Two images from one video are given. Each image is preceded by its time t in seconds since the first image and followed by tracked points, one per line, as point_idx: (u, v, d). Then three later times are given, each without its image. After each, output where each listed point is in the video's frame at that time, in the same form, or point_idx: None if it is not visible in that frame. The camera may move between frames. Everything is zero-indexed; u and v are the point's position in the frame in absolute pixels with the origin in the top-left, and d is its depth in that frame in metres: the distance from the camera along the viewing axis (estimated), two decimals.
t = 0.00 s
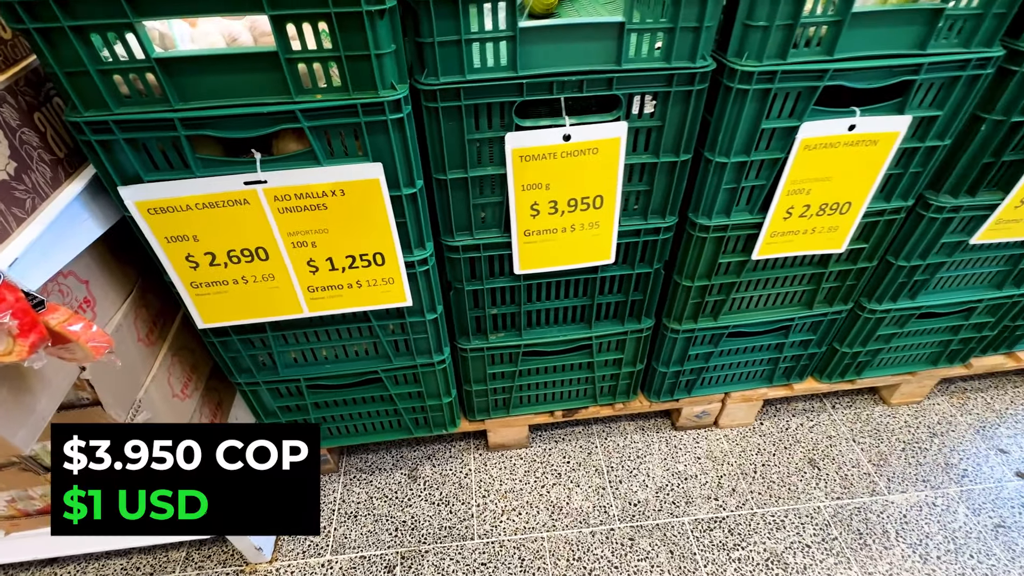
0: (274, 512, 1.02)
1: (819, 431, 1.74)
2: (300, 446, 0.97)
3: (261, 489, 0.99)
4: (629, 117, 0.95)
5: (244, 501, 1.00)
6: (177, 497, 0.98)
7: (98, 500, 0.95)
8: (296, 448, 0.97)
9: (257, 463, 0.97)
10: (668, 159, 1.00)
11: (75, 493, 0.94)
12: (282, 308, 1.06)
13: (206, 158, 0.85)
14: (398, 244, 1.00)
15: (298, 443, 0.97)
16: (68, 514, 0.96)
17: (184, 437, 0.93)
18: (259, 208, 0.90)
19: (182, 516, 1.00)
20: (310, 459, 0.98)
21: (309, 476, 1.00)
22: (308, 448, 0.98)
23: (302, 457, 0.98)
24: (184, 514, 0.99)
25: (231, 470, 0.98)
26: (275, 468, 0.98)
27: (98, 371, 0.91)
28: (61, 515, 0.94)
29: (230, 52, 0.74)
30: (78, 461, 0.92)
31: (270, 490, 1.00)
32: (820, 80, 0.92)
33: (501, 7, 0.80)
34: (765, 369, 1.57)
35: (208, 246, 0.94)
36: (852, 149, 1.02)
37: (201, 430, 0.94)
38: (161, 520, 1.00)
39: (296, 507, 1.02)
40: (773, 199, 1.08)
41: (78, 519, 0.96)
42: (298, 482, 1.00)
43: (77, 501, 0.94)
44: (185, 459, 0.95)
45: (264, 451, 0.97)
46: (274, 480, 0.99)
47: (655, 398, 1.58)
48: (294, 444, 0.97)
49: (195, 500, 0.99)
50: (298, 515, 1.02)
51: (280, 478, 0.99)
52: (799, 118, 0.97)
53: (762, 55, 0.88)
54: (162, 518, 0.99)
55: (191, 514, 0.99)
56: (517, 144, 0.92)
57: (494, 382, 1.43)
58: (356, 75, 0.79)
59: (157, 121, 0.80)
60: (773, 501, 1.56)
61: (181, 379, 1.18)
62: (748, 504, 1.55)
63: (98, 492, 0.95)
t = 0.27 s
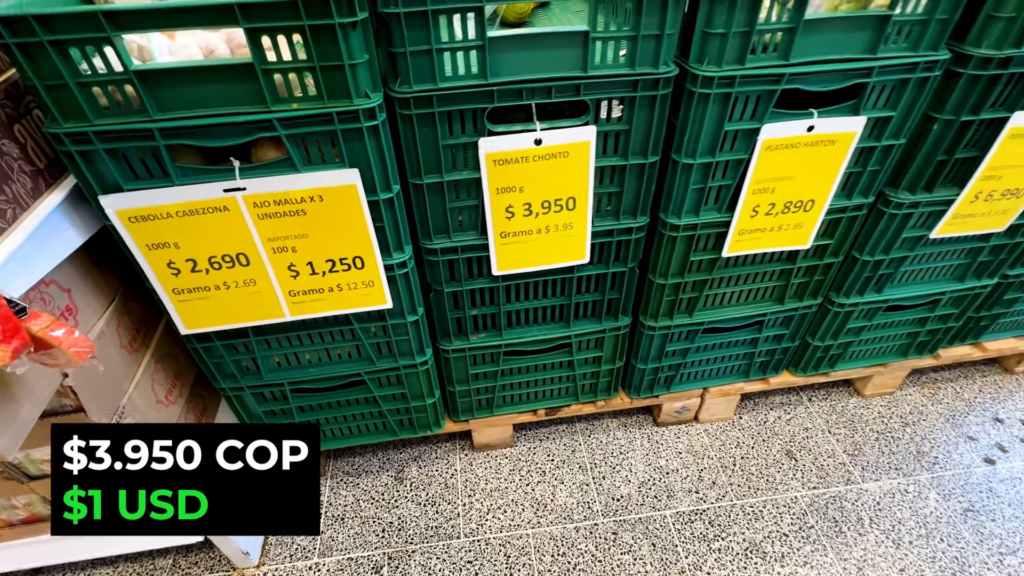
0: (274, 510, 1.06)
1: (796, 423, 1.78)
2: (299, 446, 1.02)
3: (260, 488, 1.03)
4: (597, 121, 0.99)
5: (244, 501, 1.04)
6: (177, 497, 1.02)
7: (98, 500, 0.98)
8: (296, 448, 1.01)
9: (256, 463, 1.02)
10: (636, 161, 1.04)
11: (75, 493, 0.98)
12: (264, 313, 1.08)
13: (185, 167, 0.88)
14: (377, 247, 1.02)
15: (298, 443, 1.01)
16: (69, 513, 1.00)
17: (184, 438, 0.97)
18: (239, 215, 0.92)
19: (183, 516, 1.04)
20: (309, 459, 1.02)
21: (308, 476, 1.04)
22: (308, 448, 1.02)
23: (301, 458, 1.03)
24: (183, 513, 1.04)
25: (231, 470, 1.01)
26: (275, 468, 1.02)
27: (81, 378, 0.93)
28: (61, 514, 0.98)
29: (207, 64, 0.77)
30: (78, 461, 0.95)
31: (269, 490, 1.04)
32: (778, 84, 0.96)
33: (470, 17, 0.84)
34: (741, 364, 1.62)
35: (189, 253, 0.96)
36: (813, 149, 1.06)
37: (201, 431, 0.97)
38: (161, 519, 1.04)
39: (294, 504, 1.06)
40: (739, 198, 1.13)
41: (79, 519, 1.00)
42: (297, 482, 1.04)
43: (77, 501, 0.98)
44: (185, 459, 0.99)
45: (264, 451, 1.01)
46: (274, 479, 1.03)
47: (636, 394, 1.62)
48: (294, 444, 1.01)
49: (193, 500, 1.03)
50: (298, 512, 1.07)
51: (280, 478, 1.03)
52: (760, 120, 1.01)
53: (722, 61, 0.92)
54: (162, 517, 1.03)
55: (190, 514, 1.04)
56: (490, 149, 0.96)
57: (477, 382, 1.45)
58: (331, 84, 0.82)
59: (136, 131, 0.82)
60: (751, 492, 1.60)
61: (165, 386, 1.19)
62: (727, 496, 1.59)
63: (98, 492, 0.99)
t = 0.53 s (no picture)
0: (274, 510, 1.08)
1: (770, 416, 1.84)
2: (299, 446, 1.03)
3: (261, 488, 1.05)
4: (563, 128, 1.02)
5: (244, 501, 1.06)
6: (177, 498, 1.04)
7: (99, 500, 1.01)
8: (296, 448, 1.03)
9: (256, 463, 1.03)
10: (602, 165, 1.08)
11: (75, 493, 1.00)
12: (243, 321, 1.09)
13: (160, 180, 0.89)
14: (353, 255, 1.05)
15: (298, 443, 1.03)
16: (69, 514, 1.02)
17: (184, 438, 0.99)
18: (214, 226, 0.94)
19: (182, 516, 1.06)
20: (309, 459, 1.04)
21: (308, 476, 1.06)
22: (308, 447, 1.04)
23: (301, 457, 1.04)
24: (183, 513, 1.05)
25: (230, 470, 1.04)
26: (275, 467, 1.04)
27: (60, 390, 0.94)
28: (62, 514, 1.01)
29: (179, 80, 0.79)
30: (78, 461, 0.97)
31: (269, 489, 1.06)
32: (734, 90, 1.01)
33: (436, 31, 0.87)
34: (715, 360, 1.66)
35: (166, 264, 0.98)
36: (771, 152, 1.11)
37: (200, 430, 0.99)
38: (161, 520, 1.05)
39: (294, 505, 1.08)
40: (703, 199, 1.17)
41: (79, 519, 1.02)
42: (297, 482, 1.06)
43: (77, 501, 1.01)
44: (185, 459, 1.01)
45: (264, 451, 1.03)
46: (274, 479, 1.05)
47: (614, 392, 1.66)
48: (294, 444, 1.03)
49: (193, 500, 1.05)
50: (298, 513, 1.08)
51: (280, 477, 1.05)
52: (719, 125, 1.06)
53: (679, 69, 0.97)
54: (162, 517, 1.05)
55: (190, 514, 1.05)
56: (461, 157, 0.99)
57: (457, 385, 1.48)
58: (302, 98, 0.85)
59: (110, 146, 0.84)
60: (727, 484, 1.64)
61: (145, 396, 1.20)
62: (704, 489, 1.63)
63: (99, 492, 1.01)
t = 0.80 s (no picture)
0: (274, 508, 1.16)
1: (741, 410, 1.87)
2: (298, 446, 1.13)
3: (261, 487, 1.13)
4: (522, 134, 1.04)
5: (243, 500, 1.14)
6: (178, 497, 1.11)
7: (99, 501, 1.06)
8: (296, 448, 1.13)
9: (256, 463, 1.12)
10: (563, 170, 1.10)
11: (75, 493, 1.05)
12: (207, 333, 1.09)
13: (115, 194, 0.89)
14: (316, 264, 1.05)
15: (298, 442, 1.12)
16: (69, 514, 1.06)
17: (183, 438, 1.08)
18: (173, 239, 0.94)
19: (182, 515, 1.14)
20: (308, 458, 1.13)
21: (307, 476, 1.14)
22: (307, 447, 1.14)
23: (300, 457, 1.14)
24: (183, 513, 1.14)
25: (230, 470, 1.12)
26: (275, 468, 1.13)
27: (17, 409, 0.93)
28: (62, 514, 1.05)
29: (129, 95, 0.79)
30: (78, 461, 1.03)
31: (269, 490, 1.14)
32: (687, 94, 1.04)
33: (390, 42, 0.88)
34: (685, 357, 1.69)
35: (124, 278, 0.97)
36: (726, 153, 1.14)
37: (200, 432, 1.08)
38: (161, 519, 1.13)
39: (293, 503, 1.16)
40: (663, 201, 1.20)
41: (78, 519, 1.07)
42: (297, 482, 1.14)
43: (77, 501, 1.05)
44: (185, 459, 1.09)
45: (264, 451, 1.12)
46: (274, 479, 1.13)
47: (587, 392, 1.67)
48: (294, 444, 1.12)
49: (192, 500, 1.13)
50: (294, 511, 1.17)
51: (280, 477, 1.14)
52: (675, 128, 1.09)
53: (632, 75, 0.99)
54: (162, 516, 1.13)
55: (190, 513, 1.14)
56: (421, 165, 1.00)
57: (430, 390, 1.49)
58: (256, 109, 0.85)
59: (62, 162, 0.83)
60: (700, 479, 1.67)
61: (110, 412, 1.19)
62: (678, 484, 1.66)
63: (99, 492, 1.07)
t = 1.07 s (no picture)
0: (274, 506, 1.20)
1: (717, 405, 1.89)
2: (298, 446, 1.18)
3: (261, 486, 1.17)
4: (481, 135, 1.03)
5: (244, 498, 1.17)
6: (178, 498, 1.14)
7: (96, 501, 1.10)
8: (296, 447, 1.17)
9: (256, 462, 1.16)
10: (525, 170, 1.09)
11: (74, 494, 1.09)
12: (165, 345, 1.06)
13: (59, 205, 0.86)
14: (275, 271, 1.03)
15: (298, 442, 1.17)
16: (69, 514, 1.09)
17: (184, 438, 1.12)
18: (123, 249, 0.91)
19: (182, 515, 1.16)
20: (307, 458, 1.18)
21: (306, 476, 1.19)
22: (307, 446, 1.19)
23: (300, 457, 1.18)
24: (182, 514, 1.16)
25: (229, 470, 1.15)
26: (275, 468, 1.17)
27: None
28: (62, 515, 1.08)
29: (67, 101, 0.76)
30: (78, 461, 1.09)
31: (268, 490, 1.17)
32: (645, 91, 1.04)
33: (341, 43, 0.86)
34: (659, 353, 1.70)
35: (74, 290, 0.94)
36: (688, 149, 1.14)
37: (201, 432, 1.12)
38: (163, 520, 1.16)
39: (292, 502, 1.20)
40: (628, 199, 1.20)
41: (78, 520, 1.09)
42: (295, 481, 1.19)
43: (76, 502, 1.08)
44: (185, 459, 1.13)
45: (264, 451, 1.16)
46: (274, 479, 1.17)
47: (562, 392, 1.67)
48: (293, 444, 1.17)
49: (191, 500, 1.15)
50: (294, 509, 1.21)
51: (278, 476, 1.17)
52: (635, 125, 1.08)
53: (590, 72, 0.99)
54: (162, 517, 1.15)
55: (190, 514, 1.16)
56: (379, 167, 0.98)
57: (402, 395, 1.47)
58: (203, 114, 0.83)
59: None
60: (677, 474, 1.68)
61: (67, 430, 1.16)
62: (655, 481, 1.66)
63: (99, 492, 1.10)
